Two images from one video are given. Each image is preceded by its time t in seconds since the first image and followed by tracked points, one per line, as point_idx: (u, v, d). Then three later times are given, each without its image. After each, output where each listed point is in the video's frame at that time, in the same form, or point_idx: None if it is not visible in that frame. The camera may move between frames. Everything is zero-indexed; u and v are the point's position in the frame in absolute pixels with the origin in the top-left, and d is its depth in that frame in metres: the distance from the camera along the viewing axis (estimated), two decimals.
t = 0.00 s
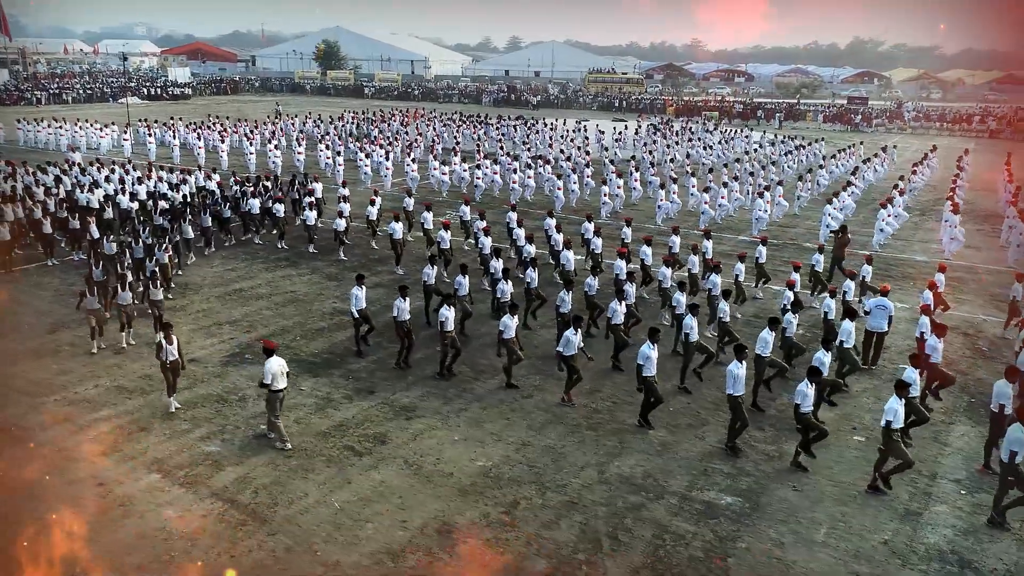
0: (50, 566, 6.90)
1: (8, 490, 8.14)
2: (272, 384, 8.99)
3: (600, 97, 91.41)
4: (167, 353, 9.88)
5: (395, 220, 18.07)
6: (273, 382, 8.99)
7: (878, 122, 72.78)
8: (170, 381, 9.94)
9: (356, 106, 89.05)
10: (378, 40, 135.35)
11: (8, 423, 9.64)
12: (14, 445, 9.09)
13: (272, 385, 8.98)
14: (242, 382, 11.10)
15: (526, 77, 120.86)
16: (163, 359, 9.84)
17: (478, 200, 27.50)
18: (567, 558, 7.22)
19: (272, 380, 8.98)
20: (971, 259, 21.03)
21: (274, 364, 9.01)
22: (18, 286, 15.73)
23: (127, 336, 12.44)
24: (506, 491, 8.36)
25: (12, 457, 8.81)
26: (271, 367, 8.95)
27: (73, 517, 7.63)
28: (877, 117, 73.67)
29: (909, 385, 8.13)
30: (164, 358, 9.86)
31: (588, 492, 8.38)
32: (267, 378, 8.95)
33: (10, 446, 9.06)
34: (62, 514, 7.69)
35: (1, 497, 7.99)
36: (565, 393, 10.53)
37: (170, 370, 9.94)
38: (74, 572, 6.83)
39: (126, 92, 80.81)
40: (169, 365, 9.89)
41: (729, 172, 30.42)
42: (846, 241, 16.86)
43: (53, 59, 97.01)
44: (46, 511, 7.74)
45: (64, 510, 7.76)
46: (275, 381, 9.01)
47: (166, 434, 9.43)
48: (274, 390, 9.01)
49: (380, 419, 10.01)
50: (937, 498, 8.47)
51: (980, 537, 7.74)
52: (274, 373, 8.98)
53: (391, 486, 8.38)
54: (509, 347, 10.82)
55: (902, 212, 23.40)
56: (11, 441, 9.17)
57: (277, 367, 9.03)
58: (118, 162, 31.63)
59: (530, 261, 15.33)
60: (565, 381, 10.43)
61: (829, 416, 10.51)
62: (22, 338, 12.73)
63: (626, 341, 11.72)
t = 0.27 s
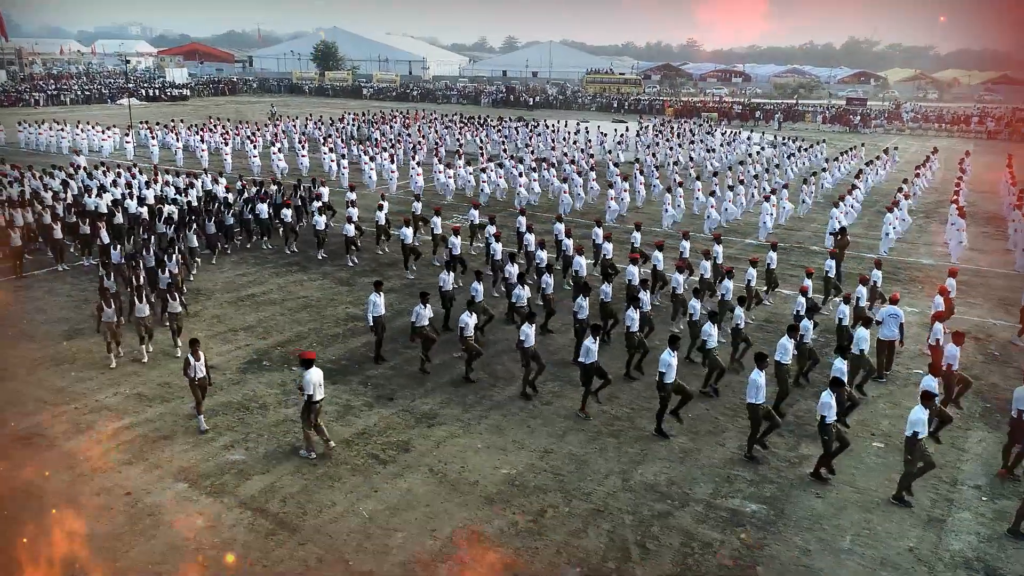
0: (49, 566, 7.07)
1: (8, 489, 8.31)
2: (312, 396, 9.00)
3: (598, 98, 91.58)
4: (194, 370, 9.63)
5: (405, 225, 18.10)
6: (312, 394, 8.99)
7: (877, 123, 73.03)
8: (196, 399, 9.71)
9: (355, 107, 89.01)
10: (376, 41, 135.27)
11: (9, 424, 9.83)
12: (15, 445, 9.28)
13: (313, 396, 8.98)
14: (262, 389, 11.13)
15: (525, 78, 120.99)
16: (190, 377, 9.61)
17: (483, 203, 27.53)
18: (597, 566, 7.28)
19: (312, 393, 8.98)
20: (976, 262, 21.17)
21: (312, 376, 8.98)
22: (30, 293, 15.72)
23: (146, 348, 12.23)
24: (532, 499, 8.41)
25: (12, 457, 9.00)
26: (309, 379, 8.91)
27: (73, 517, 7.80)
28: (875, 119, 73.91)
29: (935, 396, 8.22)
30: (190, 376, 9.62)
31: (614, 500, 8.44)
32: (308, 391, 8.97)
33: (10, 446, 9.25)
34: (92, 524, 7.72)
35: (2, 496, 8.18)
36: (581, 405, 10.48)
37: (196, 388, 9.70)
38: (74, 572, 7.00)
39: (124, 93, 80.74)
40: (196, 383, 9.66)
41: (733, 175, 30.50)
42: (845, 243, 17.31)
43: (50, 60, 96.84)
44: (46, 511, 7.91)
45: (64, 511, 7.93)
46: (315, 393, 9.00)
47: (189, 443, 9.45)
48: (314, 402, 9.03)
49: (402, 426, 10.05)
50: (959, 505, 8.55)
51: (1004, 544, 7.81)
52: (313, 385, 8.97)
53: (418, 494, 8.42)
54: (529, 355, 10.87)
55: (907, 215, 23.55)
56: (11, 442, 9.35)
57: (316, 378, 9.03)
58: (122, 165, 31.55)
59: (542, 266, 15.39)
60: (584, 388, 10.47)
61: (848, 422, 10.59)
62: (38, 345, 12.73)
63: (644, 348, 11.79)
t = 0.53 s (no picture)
0: (49, 566, 7.21)
1: (8, 491, 8.47)
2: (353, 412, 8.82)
3: (596, 99, 91.80)
4: (223, 383, 9.53)
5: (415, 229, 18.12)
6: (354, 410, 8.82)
7: (875, 124, 73.37)
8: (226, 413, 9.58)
9: (354, 108, 89.04)
10: (374, 41, 135.25)
11: (8, 427, 9.99)
12: (16, 450, 9.41)
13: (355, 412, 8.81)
14: (279, 397, 11.14)
15: (522, 78, 121.05)
16: (219, 390, 9.50)
17: (488, 206, 27.57)
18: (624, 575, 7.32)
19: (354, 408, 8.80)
20: (981, 265, 21.33)
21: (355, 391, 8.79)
22: (41, 299, 15.71)
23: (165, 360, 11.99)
24: (557, 507, 8.45)
25: (13, 460, 9.16)
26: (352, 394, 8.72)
27: (73, 518, 7.95)
28: (873, 119, 74.23)
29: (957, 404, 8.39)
30: (220, 389, 9.52)
31: (638, 508, 8.50)
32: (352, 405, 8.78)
33: (11, 450, 9.40)
34: (120, 535, 7.74)
35: (2, 496, 8.35)
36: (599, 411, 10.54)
37: (225, 401, 9.57)
38: (74, 571, 7.14)
39: (122, 94, 80.89)
40: (225, 397, 9.54)
41: (737, 177, 30.61)
42: (843, 246, 17.57)
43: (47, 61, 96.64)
44: (46, 513, 8.06)
45: (63, 512, 8.08)
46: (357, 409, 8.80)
47: (212, 451, 9.47)
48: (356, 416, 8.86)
49: (422, 433, 10.09)
50: (979, 511, 8.63)
51: None
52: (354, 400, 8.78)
53: (442, 502, 8.45)
54: (548, 362, 10.94)
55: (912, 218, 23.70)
56: (13, 446, 9.50)
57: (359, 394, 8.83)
58: (125, 168, 31.49)
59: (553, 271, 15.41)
60: (603, 394, 10.53)
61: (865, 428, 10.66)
62: (53, 353, 12.73)
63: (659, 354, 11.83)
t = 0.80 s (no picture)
0: (49, 567, 7.38)
1: (9, 489, 8.66)
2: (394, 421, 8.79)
3: (595, 99, 91.93)
4: (257, 400, 9.37)
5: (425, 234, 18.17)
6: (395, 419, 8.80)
7: (873, 125, 73.66)
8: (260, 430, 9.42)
9: (353, 110, 89.00)
10: (372, 41, 135.23)
11: (9, 427, 10.19)
12: (19, 449, 9.60)
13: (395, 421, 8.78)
14: (298, 403, 11.18)
15: (520, 79, 121.01)
16: (253, 407, 9.34)
17: (494, 209, 27.62)
18: None
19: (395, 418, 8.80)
20: (987, 268, 21.49)
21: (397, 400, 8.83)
22: (52, 305, 15.70)
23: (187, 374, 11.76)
24: (581, 515, 8.51)
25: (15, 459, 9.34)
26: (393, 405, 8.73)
27: (73, 518, 8.12)
28: (872, 120, 74.55)
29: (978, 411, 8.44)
30: (253, 406, 9.37)
31: (661, 515, 8.56)
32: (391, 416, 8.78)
33: (12, 449, 9.59)
34: (148, 544, 7.76)
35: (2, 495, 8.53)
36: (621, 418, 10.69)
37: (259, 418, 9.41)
38: (73, 572, 7.31)
39: (119, 96, 80.79)
40: (259, 413, 9.38)
41: (740, 179, 30.72)
42: (842, 247, 17.75)
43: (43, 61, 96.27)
44: (48, 512, 8.24)
45: (64, 511, 8.25)
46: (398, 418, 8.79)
47: (234, 459, 9.50)
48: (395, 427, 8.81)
49: (442, 440, 10.14)
50: (999, 517, 8.71)
51: None
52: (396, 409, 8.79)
53: (467, 510, 8.50)
54: (566, 369, 11.00)
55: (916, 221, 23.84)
56: (15, 446, 9.68)
57: (400, 404, 8.90)
58: (129, 171, 31.45)
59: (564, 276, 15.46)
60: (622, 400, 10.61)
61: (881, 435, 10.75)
62: (68, 359, 12.73)
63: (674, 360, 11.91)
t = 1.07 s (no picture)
0: (49, 566, 7.54)
1: (10, 490, 8.85)
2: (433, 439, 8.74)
3: (594, 100, 92.04)
4: (291, 413, 9.25)
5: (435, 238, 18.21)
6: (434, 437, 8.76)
7: (872, 125, 73.85)
8: (291, 443, 9.28)
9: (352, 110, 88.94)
10: (370, 41, 135.07)
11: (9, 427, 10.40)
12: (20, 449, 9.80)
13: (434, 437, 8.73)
14: (317, 410, 11.21)
15: (519, 79, 120.98)
16: (287, 420, 9.22)
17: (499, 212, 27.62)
18: None
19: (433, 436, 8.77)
20: (993, 271, 21.60)
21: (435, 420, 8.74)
22: (64, 310, 15.70)
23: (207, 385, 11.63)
24: (605, 523, 8.55)
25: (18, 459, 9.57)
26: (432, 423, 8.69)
27: (72, 519, 8.29)
28: (871, 121, 74.71)
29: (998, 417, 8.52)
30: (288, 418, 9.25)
31: (684, 522, 8.61)
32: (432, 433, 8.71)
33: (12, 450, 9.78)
34: (175, 552, 7.79)
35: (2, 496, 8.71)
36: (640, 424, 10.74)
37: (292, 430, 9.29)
38: (73, 572, 7.47)
39: (117, 97, 80.72)
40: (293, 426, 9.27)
41: (744, 181, 30.80)
42: (842, 250, 17.89)
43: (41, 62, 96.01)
44: (48, 513, 8.41)
45: (63, 512, 8.42)
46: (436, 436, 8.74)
47: (255, 467, 9.50)
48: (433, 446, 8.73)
49: (463, 447, 10.17)
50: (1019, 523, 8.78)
51: None
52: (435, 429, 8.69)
53: (491, 517, 8.54)
54: (585, 375, 11.06)
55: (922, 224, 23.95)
56: (34, 454, 9.71)
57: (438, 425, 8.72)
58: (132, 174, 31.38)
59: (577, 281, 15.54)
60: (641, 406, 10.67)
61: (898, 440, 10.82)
62: (83, 366, 12.73)
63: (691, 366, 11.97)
